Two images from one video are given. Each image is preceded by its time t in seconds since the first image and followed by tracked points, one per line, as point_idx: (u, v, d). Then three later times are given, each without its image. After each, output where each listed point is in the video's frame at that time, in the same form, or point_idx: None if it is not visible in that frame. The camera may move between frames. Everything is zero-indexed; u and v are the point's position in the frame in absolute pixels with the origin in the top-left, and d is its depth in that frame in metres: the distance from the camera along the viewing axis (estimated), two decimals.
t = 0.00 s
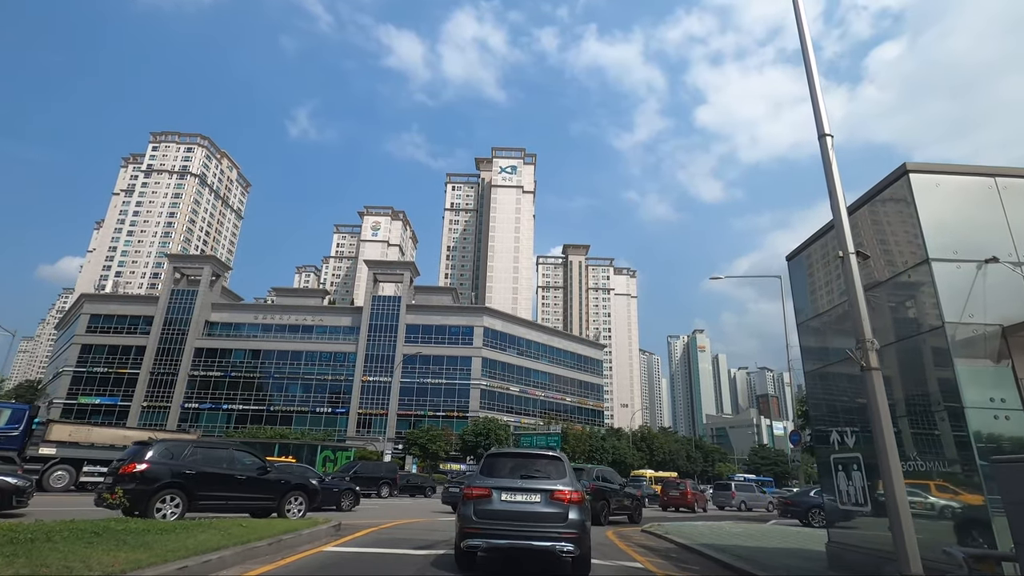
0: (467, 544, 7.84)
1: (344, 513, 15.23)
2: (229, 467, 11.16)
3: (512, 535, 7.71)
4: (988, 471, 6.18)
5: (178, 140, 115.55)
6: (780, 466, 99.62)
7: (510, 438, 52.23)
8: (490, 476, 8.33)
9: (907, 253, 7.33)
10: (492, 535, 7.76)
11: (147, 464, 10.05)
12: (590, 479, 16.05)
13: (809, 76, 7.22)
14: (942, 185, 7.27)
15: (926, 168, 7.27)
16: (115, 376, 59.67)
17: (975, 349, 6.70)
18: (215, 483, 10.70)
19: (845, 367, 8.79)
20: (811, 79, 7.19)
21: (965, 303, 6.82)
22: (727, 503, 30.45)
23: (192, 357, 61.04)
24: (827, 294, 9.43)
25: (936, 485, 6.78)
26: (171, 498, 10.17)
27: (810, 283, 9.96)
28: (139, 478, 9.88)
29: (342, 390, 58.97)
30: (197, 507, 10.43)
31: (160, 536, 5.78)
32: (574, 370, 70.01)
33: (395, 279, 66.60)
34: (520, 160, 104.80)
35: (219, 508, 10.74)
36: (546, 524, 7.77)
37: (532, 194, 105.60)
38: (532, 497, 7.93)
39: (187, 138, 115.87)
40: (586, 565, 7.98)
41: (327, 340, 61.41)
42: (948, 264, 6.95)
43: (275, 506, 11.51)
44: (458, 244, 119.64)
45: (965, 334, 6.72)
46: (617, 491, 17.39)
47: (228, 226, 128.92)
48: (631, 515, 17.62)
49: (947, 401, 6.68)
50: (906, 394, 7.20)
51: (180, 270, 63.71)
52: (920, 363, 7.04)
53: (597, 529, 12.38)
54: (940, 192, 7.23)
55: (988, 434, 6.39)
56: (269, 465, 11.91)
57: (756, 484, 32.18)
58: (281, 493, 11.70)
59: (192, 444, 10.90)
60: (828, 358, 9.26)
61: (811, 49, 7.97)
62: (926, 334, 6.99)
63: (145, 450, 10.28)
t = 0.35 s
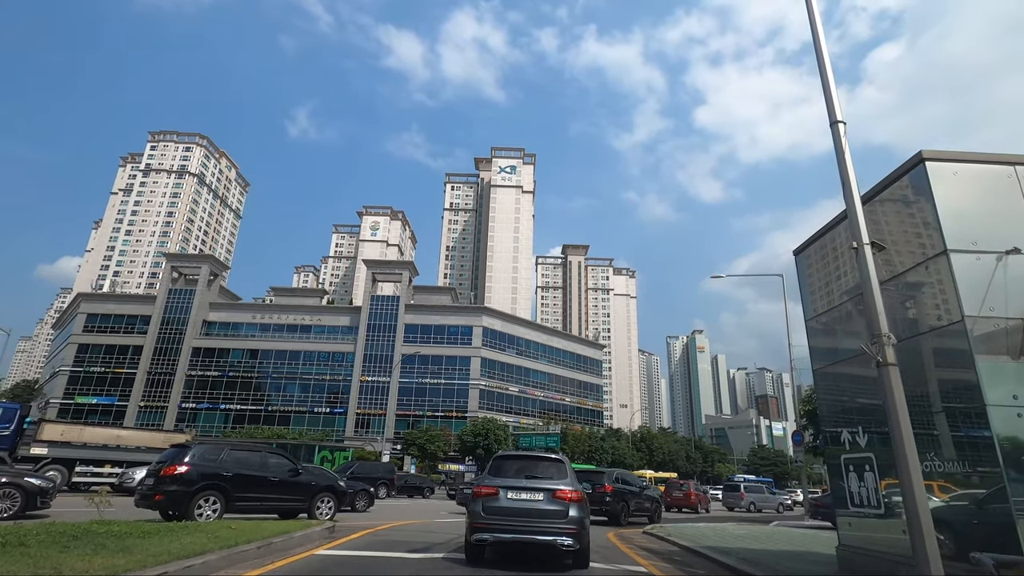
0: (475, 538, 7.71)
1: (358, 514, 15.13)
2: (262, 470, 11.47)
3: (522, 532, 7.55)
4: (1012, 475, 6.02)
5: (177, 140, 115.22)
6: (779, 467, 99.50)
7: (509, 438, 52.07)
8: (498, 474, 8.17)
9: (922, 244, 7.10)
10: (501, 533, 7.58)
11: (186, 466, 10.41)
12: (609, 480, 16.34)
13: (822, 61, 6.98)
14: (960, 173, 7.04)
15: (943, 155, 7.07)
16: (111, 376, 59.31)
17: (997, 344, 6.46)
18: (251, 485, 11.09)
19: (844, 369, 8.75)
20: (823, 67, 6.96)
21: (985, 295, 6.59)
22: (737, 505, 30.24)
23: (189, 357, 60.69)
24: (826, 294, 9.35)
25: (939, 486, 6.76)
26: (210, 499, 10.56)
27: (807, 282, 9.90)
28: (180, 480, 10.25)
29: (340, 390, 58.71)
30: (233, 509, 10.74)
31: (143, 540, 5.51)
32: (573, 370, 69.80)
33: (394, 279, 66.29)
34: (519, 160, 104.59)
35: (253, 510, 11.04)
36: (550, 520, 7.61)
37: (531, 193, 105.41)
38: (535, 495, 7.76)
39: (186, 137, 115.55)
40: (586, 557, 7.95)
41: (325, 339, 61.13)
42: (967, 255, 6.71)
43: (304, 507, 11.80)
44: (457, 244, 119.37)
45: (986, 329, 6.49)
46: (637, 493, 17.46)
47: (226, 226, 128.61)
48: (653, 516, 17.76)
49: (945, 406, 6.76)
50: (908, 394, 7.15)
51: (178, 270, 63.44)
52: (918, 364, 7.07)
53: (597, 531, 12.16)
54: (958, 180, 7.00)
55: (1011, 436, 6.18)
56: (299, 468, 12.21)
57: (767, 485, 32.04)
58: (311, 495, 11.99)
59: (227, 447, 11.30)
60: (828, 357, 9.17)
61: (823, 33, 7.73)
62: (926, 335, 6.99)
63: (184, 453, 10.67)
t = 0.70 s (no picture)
0: (484, 537, 7.80)
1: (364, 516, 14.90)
2: (296, 471, 11.69)
3: (531, 532, 7.67)
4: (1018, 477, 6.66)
5: (175, 140, 115.01)
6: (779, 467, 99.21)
7: (509, 438, 51.88)
8: (503, 476, 8.28)
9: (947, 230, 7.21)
10: (507, 533, 7.70)
11: (224, 469, 10.67)
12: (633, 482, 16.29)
13: (836, 48, 6.74)
14: (982, 157, 7.20)
15: (963, 139, 7.20)
16: (109, 376, 58.96)
17: None
18: (285, 487, 11.26)
19: (842, 369, 8.84)
20: (838, 51, 6.71)
21: (1011, 283, 6.75)
22: (749, 506, 29.99)
23: (187, 357, 60.31)
24: (831, 289, 9.27)
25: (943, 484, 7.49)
26: (246, 501, 10.79)
27: (814, 277, 9.81)
28: (219, 482, 10.52)
29: (339, 390, 58.41)
30: (269, 510, 11.01)
31: (120, 546, 5.22)
32: (573, 370, 69.50)
33: (393, 279, 65.92)
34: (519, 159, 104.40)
35: (288, 511, 11.29)
36: (550, 519, 7.69)
37: (531, 193, 105.20)
38: (538, 496, 7.84)
39: (184, 137, 115.32)
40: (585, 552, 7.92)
41: (324, 339, 60.84)
42: (992, 242, 6.86)
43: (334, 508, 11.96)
44: (456, 243, 119.11)
45: (1012, 319, 6.68)
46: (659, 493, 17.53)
47: (225, 227, 128.33)
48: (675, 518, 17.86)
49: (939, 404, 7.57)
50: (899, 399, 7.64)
51: (175, 269, 63.16)
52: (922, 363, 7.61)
53: (599, 533, 11.90)
54: (982, 164, 7.16)
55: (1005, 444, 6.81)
56: (330, 469, 12.40)
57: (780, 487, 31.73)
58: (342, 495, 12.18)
59: (261, 450, 11.48)
60: (838, 354, 8.97)
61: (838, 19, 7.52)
62: (927, 334, 7.58)
63: (220, 456, 10.91)
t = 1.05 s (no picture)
0: (495, 539, 8.08)
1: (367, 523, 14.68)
2: (326, 477, 12.17)
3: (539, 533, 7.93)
4: None
5: (175, 143, 114.87)
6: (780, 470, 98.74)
7: (509, 441, 51.54)
8: (513, 479, 8.53)
9: (975, 218, 6.93)
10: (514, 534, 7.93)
11: (258, 475, 11.08)
12: (658, 488, 16.67)
13: (856, 28, 6.46)
14: (1013, 140, 6.89)
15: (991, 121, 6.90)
16: (106, 380, 58.62)
17: None
18: (317, 492, 11.73)
19: (849, 369, 8.82)
20: (858, 32, 6.40)
21: None
22: (767, 510, 29.73)
23: (185, 361, 59.91)
24: (840, 283, 9.19)
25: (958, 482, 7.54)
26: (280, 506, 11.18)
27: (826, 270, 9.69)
28: (253, 488, 10.92)
29: (338, 393, 58.00)
30: (302, 516, 11.45)
31: (92, 557, 4.91)
32: (573, 373, 69.09)
33: (392, 281, 65.58)
34: (519, 162, 104.35)
35: (320, 516, 11.74)
36: (553, 521, 7.92)
37: (531, 196, 104.99)
38: (543, 499, 8.09)
39: (184, 140, 115.20)
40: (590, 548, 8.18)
41: (323, 342, 60.47)
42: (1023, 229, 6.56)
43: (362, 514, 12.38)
44: (456, 246, 118.82)
45: None
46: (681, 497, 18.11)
47: (224, 230, 128.01)
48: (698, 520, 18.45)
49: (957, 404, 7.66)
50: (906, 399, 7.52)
51: (173, 272, 62.79)
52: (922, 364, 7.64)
53: (604, 539, 11.58)
54: (1012, 147, 6.86)
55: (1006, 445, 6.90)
56: (358, 475, 12.85)
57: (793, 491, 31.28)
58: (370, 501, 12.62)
59: (293, 457, 11.93)
60: (852, 350, 8.72)
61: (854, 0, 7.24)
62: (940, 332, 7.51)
63: (252, 463, 11.31)
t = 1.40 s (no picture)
0: (506, 537, 8.70)
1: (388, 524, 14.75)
2: (354, 480, 12.58)
3: (547, 533, 8.53)
4: None
5: (173, 143, 114.48)
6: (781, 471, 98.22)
7: (510, 442, 51.09)
8: (523, 482, 9.21)
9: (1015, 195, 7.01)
10: (526, 533, 8.59)
11: (288, 477, 11.41)
12: (685, 492, 17.21)
13: None
14: None
15: None
16: (104, 380, 58.19)
17: None
18: (345, 495, 12.12)
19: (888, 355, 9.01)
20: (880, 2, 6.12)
21: None
22: (787, 512, 29.42)
23: (183, 361, 59.49)
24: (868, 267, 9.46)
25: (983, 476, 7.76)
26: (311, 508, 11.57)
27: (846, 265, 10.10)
28: (284, 490, 11.26)
29: (337, 394, 57.58)
30: (331, 517, 11.81)
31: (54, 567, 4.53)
32: (573, 373, 68.65)
33: (391, 281, 65.19)
34: (519, 162, 104.01)
35: (348, 517, 12.14)
36: (562, 521, 8.51)
37: (531, 196, 104.60)
38: (551, 500, 8.67)
39: (183, 140, 114.86)
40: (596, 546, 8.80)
41: (322, 342, 60.04)
42: None
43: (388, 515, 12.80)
44: (456, 247, 118.41)
45: None
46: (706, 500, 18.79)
47: (224, 230, 127.56)
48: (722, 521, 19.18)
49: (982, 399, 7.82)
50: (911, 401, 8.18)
51: (171, 272, 62.29)
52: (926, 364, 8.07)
53: (607, 543, 11.19)
54: None
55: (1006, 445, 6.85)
56: (383, 478, 13.26)
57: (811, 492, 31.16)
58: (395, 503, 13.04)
59: (322, 460, 12.32)
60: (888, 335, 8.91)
61: None
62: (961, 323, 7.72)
63: (284, 465, 11.66)
